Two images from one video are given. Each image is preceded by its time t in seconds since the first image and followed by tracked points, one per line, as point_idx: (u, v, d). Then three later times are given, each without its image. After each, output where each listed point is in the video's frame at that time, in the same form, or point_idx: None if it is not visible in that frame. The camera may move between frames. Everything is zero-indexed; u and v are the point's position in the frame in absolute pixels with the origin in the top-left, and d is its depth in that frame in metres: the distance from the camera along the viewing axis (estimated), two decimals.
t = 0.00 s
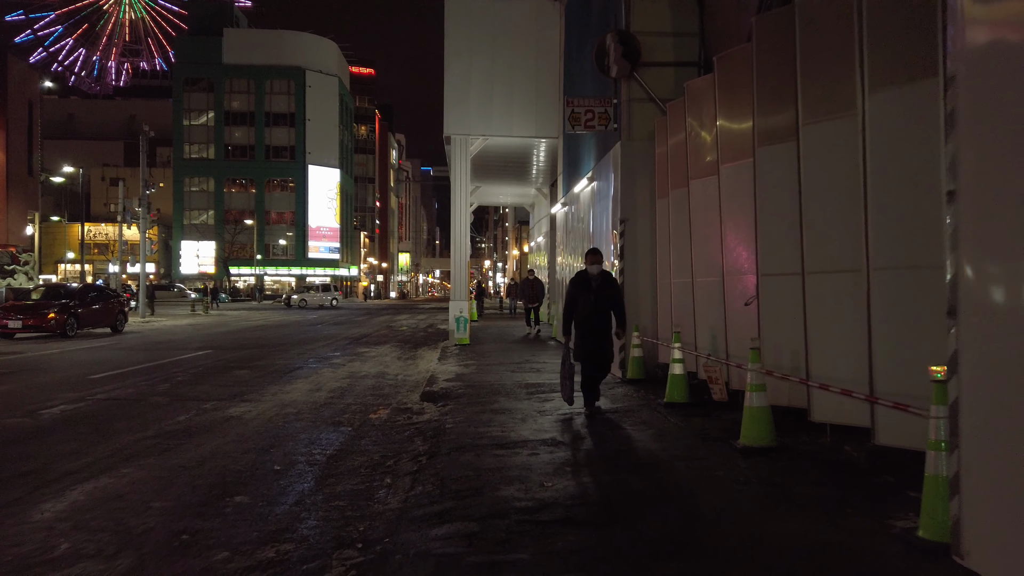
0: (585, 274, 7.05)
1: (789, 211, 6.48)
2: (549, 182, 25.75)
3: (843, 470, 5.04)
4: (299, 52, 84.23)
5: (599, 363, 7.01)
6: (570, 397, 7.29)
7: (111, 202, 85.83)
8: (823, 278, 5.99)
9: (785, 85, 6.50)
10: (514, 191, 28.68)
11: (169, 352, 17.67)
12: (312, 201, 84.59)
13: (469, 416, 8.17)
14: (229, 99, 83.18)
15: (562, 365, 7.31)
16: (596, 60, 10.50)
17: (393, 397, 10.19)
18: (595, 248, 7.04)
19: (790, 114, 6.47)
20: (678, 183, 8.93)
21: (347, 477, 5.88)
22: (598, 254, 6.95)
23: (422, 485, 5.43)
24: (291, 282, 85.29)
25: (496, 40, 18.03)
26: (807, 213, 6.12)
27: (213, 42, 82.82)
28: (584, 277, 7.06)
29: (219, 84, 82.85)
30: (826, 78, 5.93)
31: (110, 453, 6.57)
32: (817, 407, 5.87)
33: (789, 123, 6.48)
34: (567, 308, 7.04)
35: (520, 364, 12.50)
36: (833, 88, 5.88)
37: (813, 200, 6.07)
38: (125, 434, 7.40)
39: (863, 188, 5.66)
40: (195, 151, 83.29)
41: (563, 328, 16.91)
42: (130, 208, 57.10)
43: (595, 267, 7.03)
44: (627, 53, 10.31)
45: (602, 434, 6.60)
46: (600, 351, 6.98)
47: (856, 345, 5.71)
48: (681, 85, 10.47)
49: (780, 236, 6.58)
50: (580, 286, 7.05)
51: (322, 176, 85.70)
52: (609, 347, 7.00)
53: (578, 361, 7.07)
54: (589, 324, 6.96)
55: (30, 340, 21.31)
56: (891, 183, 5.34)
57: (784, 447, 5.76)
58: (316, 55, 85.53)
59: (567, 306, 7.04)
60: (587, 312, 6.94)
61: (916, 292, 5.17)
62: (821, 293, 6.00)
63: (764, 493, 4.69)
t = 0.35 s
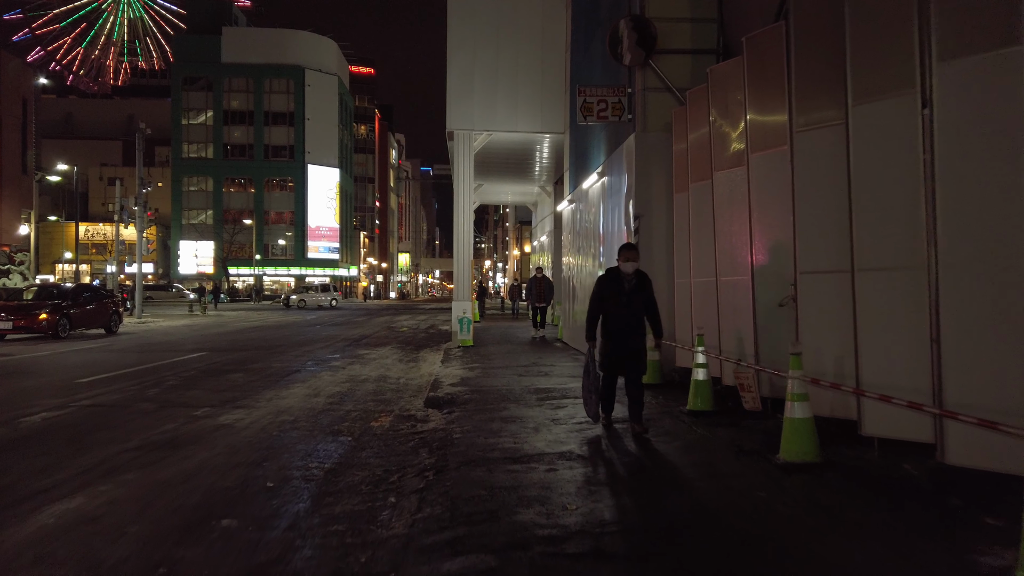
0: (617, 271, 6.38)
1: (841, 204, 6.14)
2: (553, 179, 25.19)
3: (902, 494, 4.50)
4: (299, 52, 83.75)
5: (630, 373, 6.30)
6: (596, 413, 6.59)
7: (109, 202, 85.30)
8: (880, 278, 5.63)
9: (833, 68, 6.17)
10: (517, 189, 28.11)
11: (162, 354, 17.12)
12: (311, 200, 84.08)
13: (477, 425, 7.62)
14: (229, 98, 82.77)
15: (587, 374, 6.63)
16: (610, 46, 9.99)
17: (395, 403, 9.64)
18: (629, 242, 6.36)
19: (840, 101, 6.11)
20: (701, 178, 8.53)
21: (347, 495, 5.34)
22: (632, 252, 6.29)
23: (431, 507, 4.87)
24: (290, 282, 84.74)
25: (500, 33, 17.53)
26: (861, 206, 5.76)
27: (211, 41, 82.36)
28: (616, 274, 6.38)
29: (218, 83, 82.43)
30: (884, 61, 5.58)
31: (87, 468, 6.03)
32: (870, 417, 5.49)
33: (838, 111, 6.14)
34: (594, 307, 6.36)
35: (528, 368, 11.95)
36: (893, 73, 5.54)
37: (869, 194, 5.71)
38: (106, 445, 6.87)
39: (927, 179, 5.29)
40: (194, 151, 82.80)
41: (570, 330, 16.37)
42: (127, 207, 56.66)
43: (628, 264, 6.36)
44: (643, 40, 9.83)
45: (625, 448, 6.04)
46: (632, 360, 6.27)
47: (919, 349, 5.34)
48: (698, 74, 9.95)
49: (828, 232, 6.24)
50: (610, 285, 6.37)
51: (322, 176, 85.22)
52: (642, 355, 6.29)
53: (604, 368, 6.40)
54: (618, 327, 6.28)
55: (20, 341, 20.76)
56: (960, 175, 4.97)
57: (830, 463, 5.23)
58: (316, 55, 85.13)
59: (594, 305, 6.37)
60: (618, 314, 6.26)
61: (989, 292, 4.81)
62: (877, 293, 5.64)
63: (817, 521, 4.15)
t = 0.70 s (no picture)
0: (653, 267, 5.59)
1: (889, 199, 5.72)
2: (558, 177, 24.66)
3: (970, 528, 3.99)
4: (301, 51, 83.40)
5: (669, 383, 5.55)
6: (631, 431, 5.66)
7: (110, 202, 84.99)
8: (934, 279, 5.21)
9: (884, 54, 5.75)
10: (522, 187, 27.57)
11: (157, 356, 16.61)
12: (314, 199, 83.71)
13: (484, 436, 7.10)
14: (230, 97, 82.57)
15: (617, 386, 5.74)
16: (623, 33, 9.47)
17: (397, 410, 9.13)
18: (666, 233, 5.59)
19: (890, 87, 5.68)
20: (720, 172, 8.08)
21: (343, 518, 4.83)
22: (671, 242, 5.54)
23: (437, 535, 4.34)
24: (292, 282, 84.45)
25: (506, 25, 17.01)
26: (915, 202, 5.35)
27: (213, 39, 82.07)
28: (652, 271, 5.58)
29: (220, 82, 82.14)
30: (944, 42, 5.15)
31: (61, 485, 5.53)
32: (926, 432, 5.04)
33: (887, 100, 5.72)
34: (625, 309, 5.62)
35: (536, 373, 11.43)
36: (954, 60, 5.12)
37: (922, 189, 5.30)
38: (84, 459, 6.36)
39: (995, 172, 4.87)
40: (196, 150, 82.59)
41: (578, 333, 15.84)
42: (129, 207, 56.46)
43: (665, 259, 5.59)
44: (657, 26, 9.28)
45: (649, 466, 5.48)
46: (671, 367, 5.49)
47: (982, 358, 4.92)
48: (717, 63, 9.42)
49: (874, 229, 5.83)
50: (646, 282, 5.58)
51: (324, 175, 84.87)
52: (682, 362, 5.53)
53: (638, 378, 5.62)
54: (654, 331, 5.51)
55: (14, 343, 20.30)
56: None
57: (882, 487, 4.71)
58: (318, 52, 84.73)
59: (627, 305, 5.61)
60: (654, 315, 5.49)
61: None
62: (932, 294, 5.22)
63: (877, 558, 3.64)
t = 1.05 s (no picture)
0: (701, 265, 4.46)
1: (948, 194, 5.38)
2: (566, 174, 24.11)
3: None
4: (305, 50, 83.10)
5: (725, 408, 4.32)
6: (681, 469, 4.55)
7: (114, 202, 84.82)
8: (1003, 278, 4.81)
9: (941, 43, 5.46)
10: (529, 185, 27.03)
11: (154, 359, 16.15)
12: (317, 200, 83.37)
13: (494, 449, 6.57)
14: (234, 97, 82.33)
15: (662, 416, 4.66)
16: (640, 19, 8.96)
17: (401, 418, 8.62)
18: (715, 222, 4.46)
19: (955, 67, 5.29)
20: (744, 168, 7.71)
21: (339, 548, 4.31)
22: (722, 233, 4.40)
23: (443, 571, 3.81)
24: (296, 283, 84.14)
25: (513, 18, 16.49)
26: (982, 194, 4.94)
27: (217, 39, 81.81)
28: (698, 270, 4.46)
29: (224, 82, 81.87)
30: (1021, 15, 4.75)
31: (27, 508, 5.03)
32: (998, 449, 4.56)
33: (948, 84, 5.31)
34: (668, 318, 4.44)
35: (547, 378, 10.92)
36: None
37: (986, 183, 4.93)
38: (57, 477, 5.84)
39: None
40: (200, 150, 82.39)
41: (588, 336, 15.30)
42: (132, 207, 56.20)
43: (714, 256, 4.45)
44: (676, 12, 8.74)
45: (678, 488, 4.94)
46: (731, 392, 4.31)
47: None
48: (740, 51, 8.87)
49: (931, 226, 5.48)
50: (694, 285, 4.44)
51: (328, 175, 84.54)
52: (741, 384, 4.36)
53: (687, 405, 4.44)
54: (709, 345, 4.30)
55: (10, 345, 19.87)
56: None
57: (948, 516, 4.16)
58: (321, 51, 84.38)
59: (669, 313, 4.45)
60: (705, 325, 4.30)
61: None
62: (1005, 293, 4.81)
63: None
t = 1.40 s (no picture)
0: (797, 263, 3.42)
1: None
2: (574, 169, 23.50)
3: None
4: (309, 48, 82.74)
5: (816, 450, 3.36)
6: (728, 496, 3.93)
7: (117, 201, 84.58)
8: None
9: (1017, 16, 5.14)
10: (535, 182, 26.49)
11: (150, 360, 15.64)
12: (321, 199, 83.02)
13: (507, 462, 6.00)
14: (238, 95, 81.92)
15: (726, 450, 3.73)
16: None
17: (404, 425, 8.07)
18: (817, 205, 3.41)
19: None
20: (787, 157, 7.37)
21: None
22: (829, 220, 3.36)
23: None
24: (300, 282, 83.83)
25: (521, 8, 15.93)
26: None
27: (220, 37, 81.47)
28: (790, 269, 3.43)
29: (227, 80, 81.54)
30: None
31: None
32: None
33: None
34: (747, 320, 3.43)
35: (558, 381, 10.36)
36: None
37: None
38: (23, 494, 5.27)
39: None
40: (203, 149, 82.13)
41: (600, 338, 14.77)
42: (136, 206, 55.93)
43: (815, 249, 3.40)
44: None
45: (717, 513, 4.35)
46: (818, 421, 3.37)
47: None
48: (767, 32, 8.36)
49: (1005, 215, 5.17)
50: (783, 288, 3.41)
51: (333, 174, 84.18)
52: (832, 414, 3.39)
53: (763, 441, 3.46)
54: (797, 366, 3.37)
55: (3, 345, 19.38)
56: None
57: None
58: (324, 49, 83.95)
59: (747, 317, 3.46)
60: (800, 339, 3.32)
61: None
62: None
63: None
